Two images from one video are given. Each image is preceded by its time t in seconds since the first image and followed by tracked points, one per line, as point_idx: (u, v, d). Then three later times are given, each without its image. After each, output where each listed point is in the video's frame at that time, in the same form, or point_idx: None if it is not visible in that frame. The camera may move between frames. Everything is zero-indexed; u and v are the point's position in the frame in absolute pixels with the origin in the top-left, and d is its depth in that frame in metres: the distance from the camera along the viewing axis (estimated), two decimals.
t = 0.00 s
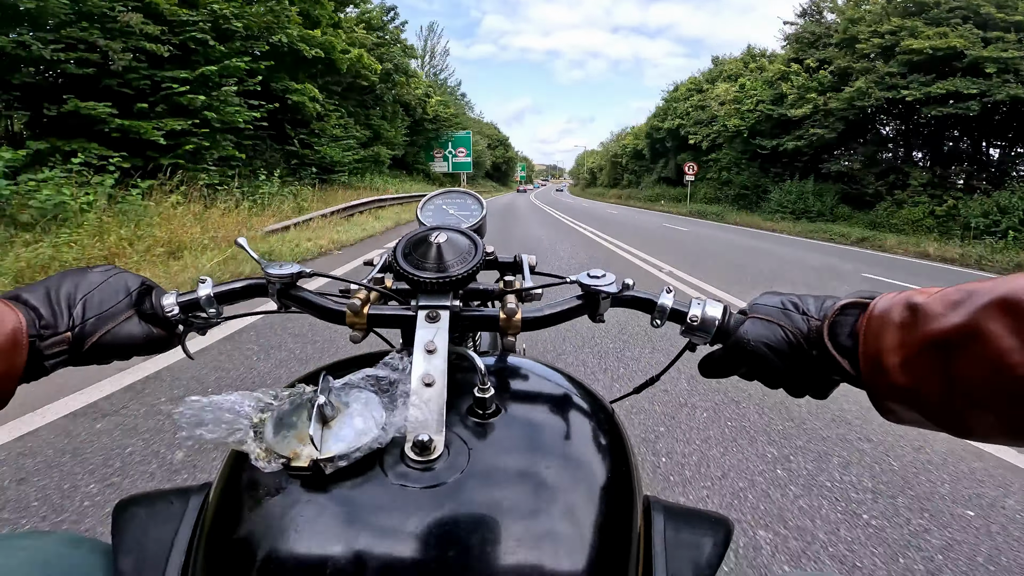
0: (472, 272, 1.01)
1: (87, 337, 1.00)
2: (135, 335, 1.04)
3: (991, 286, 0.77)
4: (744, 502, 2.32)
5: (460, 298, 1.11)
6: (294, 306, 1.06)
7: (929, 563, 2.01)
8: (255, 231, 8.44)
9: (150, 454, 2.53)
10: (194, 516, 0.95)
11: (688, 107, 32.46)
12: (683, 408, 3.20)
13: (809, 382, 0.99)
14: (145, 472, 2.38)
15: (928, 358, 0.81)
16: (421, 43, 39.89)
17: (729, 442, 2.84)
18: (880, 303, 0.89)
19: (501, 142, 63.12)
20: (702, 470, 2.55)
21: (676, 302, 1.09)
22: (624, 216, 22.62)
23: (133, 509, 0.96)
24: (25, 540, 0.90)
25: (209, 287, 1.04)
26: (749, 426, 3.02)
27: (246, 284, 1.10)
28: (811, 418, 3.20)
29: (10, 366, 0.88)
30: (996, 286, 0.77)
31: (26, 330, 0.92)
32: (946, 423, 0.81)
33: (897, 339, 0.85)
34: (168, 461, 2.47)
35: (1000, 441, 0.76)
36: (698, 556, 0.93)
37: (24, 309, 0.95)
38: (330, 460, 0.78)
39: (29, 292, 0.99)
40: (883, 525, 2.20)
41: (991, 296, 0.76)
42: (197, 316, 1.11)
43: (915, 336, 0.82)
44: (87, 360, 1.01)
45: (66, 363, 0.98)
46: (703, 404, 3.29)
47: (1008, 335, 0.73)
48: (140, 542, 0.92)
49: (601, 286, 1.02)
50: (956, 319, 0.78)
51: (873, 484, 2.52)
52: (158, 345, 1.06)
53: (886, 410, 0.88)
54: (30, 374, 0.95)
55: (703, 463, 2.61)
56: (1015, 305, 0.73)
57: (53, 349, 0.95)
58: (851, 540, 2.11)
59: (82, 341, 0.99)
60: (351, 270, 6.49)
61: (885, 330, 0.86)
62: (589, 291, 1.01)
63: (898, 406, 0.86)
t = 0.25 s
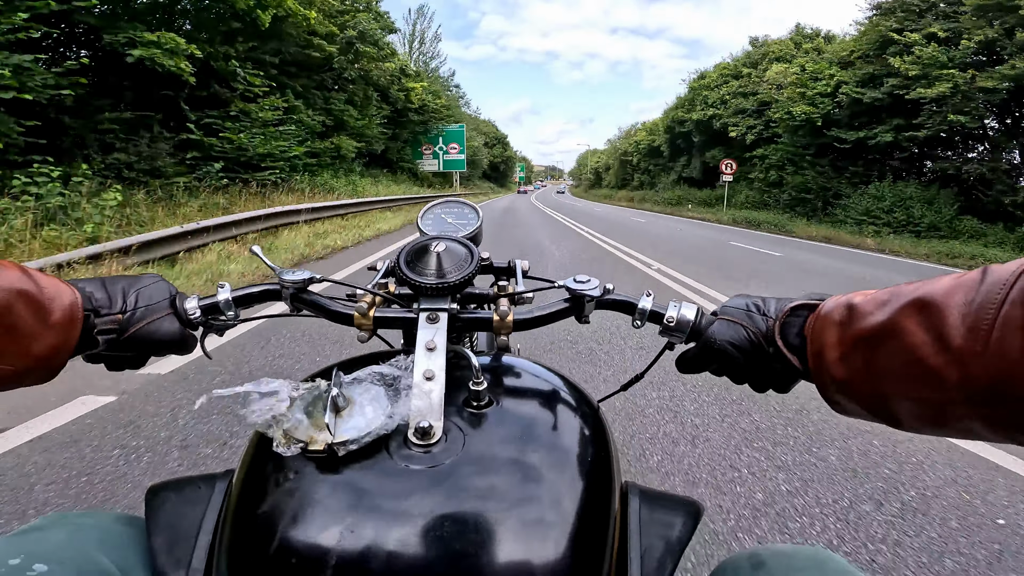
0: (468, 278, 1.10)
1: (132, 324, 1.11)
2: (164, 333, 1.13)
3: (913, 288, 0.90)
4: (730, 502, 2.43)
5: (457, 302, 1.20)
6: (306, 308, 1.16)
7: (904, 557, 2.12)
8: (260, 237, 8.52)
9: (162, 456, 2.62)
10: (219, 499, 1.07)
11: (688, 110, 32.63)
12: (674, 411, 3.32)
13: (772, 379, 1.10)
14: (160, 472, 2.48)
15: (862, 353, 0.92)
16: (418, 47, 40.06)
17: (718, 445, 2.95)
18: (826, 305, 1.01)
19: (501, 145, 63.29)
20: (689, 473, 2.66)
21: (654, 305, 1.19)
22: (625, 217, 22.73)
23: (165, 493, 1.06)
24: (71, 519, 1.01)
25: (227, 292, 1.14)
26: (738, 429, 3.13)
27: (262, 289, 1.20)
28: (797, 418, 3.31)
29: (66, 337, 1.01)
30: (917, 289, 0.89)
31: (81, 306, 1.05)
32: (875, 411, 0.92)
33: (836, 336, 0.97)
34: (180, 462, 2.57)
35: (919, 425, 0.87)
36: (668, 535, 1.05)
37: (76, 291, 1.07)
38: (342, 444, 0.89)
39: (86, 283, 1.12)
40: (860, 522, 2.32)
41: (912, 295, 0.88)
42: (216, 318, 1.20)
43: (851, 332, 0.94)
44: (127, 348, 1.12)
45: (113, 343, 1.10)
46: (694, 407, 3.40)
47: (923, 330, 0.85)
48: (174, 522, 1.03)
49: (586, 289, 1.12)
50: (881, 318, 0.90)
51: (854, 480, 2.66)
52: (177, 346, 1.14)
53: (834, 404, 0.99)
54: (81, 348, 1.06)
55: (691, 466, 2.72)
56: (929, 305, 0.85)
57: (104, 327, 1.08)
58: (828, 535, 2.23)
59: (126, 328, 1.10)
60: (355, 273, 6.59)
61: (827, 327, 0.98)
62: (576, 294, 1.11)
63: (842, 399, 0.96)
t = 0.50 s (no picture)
0: (465, 285, 1.12)
1: (118, 333, 1.11)
2: (155, 341, 1.14)
3: (892, 291, 0.91)
4: (726, 507, 2.45)
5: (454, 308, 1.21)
6: (304, 315, 1.17)
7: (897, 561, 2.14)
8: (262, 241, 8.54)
9: (162, 460, 2.62)
10: (218, 502, 1.08)
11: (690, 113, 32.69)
12: (673, 417, 3.33)
13: (766, 384, 1.10)
14: (159, 477, 2.49)
15: (842, 355, 0.94)
16: (416, 47, 40.10)
17: (715, 451, 2.97)
18: (814, 308, 1.03)
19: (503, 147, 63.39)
20: (686, 479, 2.67)
21: (649, 312, 1.20)
22: (626, 220, 22.75)
23: (166, 496, 1.08)
24: (71, 518, 1.02)
25: (226, 298, 1.15)
26: (734, 435, 3.15)
27: (260, 295, 1.21)
28: (794, 425, 3.32)
29: (62, 345, 1.02)
30: (896, 292, 0.90)
31: (78, 320, 1.06)
32: (857, 410, 0.93)
33: (822, 338, 0.98)
34: (180, 466, 2.58)
35: (896, 424, 0.89)
36: (657, 540, 1.05)
37: (71, 303, 1.08)
38: (340, 450, 0.90)
39: (76, 292, 1.13)
40: (857, 527, 2.35)
41: (890, 299, 0.90)
42: (214, 324, 1.21)
43: (834, 335, 0.96)
44: (117, 358, 1.13)
45: (97, 354, 1.10)
46: (692, 413, 3.42)
47: (898, 332, 0.86)
48: (174, 525, 1.04)
49: (582, 297, 1.13)
50: (861, 321, 0.92)
51: (849, 485, 2.68)
52: (175, 353, 1.17)
53: (821, 404, 1.01)
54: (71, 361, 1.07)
55: (690, 472, 2.73)
56: (905, 308, 0.87)
57: (91, 338, 1.08)
58: (823, 541, 2.24)
59: (111, 339, 1.11)
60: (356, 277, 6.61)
61: (813, 330, 1.00)
62: (571, 302, 1.12)
63: (827, 399, 0.98)
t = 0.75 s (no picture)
0: (465, 280, 1.11)
1: (123, 333, 1.11)
2: (158, 338, 1.14)
3: (895, 289, 0.91)
4: (725, 506, 2.44)
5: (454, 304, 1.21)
6: (303, 308, 1.17)
7: (897, 562, 2.12)
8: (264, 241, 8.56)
9: (159, 456, 2.62)
10: (214, 498, 1.07)
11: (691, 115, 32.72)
12: (671, 416, 3.32)
13: (769, 382, 1.10)
14: (157, 472, 2.49)
15: (844, 355, 0.94)
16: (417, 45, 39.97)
17: (714, 450, 2.95)
18: (816, 306, 1.03)
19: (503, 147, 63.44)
20: (684, 477, 2.66)
21: (650, 310, 1.20)
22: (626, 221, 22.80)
23: (161, 490, 1.07)
24: (64, 512, 1.01)
25: (226, 291, 1.15)
26: (732, 433, 3.14)
27: (261, 289, 1.20)
28: (793, 425, 3.31)
29: (66, 351, 1.02)
30: (899, 290, 0.90)
31: (82, 323, 1.05)
32: (859, 409, 0.93)
33: (824, 337, 0.98)
34: (176, 463, 2.56)
35: (898, 423, 0.89)
36: (658, 537, 1.05)
37: (72, 303, 1.07)
38: (337, 443, 0.90)
39: (73, 289, 1.12)
40: (856, 526, 2.33)
41: (893, 298, 0.90)
42: (214, 317, 1.21)
43: (837, 334, 0.95)
44: (119, 356, 1.12)
45: (102, 355, 1.10)
46: (691, 412, 3.40)
47: (901, 331, 0.86)
48: (168, 518, 1.04)
49: (582, 293, 1.13)
50: (864, 320, 0.91)
51: (848, 485, 2.66)
52: (174, 346, 1.17)
53: (823, 404, 1.00)
54: (74, 363, 1.06)
55: (689, 471, 2.72)
56: (908, 307, 0.87)
57: (95, 341, 1.07)
58: (821, 541, 2.23)
59: (118, 337, 1.10)
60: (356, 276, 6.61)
61: (815, 330, 1.00)
62: (571, 298, 1.12)
63: (830, 399, 0.98)
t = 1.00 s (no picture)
0: (465, 276, 1.12)
1: (123, 321, 1.12)
2: (162, 328, 1.15)
3: (891, 286, 0.92)
4: (730, 505, 2.41)
5: (454, 300, 1.22)
6: (305, 304, 1.18)
7: (904, 561, 2.10)
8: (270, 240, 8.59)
9: (165, 452, 2.64)
10: (217, 491, 1.08)
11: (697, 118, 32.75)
12: (675, 414, 3.30)
13: (768, 378, 1.10)
14: (163, 467, 2.51)
15: (841, 351, 0.94)
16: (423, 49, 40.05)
17: (719, 447, 2.93)
18: (814, 303, 1.03)
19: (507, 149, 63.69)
20: (689, 475, 2.64)
21: (649, 305, 1.21)
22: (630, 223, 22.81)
23: (162, 484, 1.08)
24: (65, 507, 1.02)
25: (228, 288, 1.16)
26: (738, 432, 3.12)
27: (264, 284, 1.22)
28: (798, 423, 3.29)
29: (69, 336, 1.03)
30: (895, 287, 0.91)
31: (85, 310, 1.07)
32: (856, 405, 0.93)
33: (822, 333, 0.98)
34: (178, 461, 2.56)
35: (895, 420, 0.89)
36: (658, 530, 1.05)
37: (77, 293, 1.09)
38: (338, 437, 0.90)
39: (80, 281, 1.13)
40: (863, 525, 2.31)
41: (888, 295, 0.90)
42: (217, 313, 1.22)
43: (834, 330, 0.96)
44: (121, 345, 1.14)
45: (103, 342, 1.11)
46: (695, 410, 3.39)
47: (899, 327, 0.86)
48: (169, 513, 1.04)
49: (582, 289, 1.13)
50: (861, 316, 0.92)
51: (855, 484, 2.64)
52: (178, 340, 1.18)
53: (821, 400, 1.01)
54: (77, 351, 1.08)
55: (694, 469, 2.70)
56: (905, 303, 0.87)
57: (97, 326, 1.09)
58: (828, 540, 2.21)
59: (118, 325, 1.12)
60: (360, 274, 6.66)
61: (813, 326, 1.00)
62: (571, 293, 1.12)
63: (827, 396, 0.98)
